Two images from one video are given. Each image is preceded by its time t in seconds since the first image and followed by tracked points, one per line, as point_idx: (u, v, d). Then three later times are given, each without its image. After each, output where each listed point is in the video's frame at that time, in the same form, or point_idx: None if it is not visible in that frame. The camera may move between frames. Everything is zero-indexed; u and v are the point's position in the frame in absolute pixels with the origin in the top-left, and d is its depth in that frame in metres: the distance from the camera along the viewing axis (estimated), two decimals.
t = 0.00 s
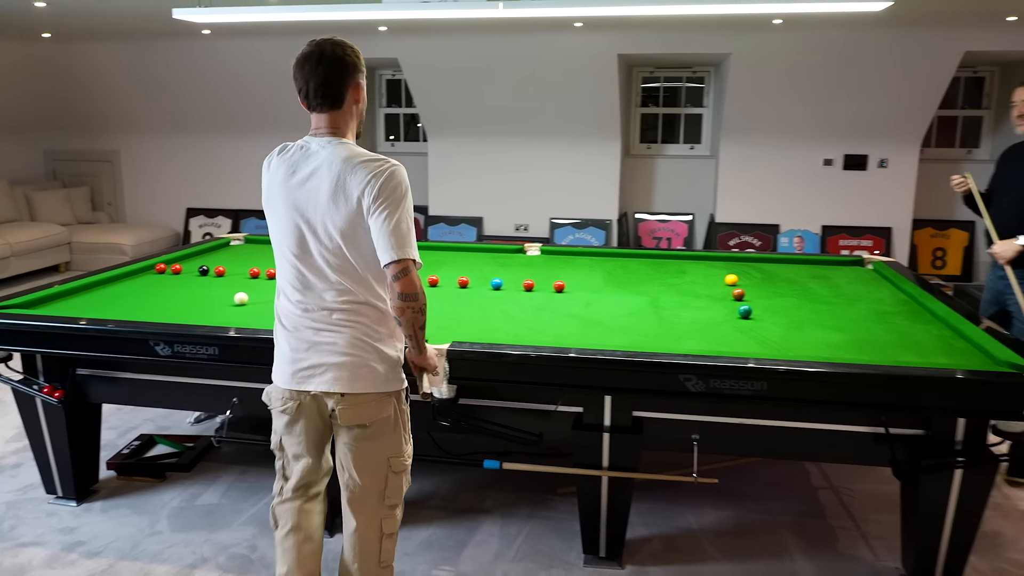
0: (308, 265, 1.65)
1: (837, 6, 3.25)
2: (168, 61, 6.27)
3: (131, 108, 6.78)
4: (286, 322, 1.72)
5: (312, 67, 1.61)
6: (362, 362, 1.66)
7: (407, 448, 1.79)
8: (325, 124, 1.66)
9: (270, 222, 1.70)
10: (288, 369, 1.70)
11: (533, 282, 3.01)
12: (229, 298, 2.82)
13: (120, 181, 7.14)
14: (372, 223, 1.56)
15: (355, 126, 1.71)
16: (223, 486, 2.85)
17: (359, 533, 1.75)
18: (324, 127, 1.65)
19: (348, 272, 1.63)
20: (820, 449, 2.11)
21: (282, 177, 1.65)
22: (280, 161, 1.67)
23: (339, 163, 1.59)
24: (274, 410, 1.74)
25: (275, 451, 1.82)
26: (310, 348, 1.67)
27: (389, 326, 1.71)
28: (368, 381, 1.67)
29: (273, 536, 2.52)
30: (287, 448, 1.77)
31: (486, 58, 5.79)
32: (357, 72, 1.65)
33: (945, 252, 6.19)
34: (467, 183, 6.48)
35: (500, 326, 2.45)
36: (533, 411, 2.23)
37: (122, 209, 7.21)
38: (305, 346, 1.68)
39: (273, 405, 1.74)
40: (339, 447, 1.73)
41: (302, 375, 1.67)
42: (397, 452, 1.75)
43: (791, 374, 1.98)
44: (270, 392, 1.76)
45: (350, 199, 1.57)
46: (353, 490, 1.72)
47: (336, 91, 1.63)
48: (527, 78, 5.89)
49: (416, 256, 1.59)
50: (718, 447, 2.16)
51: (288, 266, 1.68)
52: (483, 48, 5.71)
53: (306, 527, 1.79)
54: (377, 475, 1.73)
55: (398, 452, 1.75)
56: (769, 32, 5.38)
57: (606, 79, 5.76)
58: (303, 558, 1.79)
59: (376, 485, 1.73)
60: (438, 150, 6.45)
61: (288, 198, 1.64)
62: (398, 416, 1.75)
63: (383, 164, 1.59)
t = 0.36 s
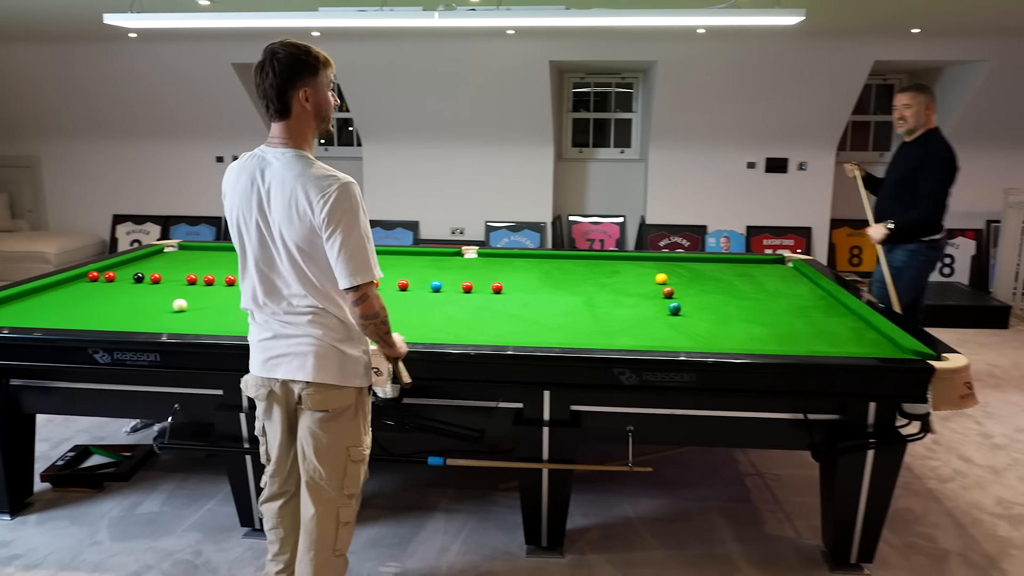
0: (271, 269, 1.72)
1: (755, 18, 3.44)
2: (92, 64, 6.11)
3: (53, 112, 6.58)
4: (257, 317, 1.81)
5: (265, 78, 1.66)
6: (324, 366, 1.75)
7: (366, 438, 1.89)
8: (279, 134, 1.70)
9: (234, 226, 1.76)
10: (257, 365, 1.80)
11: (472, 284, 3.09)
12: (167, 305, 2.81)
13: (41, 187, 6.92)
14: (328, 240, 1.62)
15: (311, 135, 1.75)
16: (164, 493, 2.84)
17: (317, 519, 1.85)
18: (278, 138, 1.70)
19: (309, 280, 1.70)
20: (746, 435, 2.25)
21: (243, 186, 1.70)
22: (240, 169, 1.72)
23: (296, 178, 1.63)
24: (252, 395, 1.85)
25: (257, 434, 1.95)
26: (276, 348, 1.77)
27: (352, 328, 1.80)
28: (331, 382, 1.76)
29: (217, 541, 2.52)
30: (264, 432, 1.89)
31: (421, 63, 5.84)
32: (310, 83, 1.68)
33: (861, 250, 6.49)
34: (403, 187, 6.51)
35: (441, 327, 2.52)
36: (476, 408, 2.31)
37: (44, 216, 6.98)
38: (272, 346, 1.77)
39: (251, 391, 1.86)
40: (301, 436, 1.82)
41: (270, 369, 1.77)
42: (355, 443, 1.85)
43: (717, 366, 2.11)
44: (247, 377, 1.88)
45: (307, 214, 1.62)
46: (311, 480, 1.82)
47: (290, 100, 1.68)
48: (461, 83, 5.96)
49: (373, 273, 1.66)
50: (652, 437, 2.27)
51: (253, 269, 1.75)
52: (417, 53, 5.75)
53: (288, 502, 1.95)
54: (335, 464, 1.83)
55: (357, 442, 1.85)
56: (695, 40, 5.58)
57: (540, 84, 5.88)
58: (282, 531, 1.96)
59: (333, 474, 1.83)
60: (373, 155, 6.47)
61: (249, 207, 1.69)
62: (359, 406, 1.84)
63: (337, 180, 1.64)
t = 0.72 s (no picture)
0: (234, 269, 1.72)
1: (704, 20, 3.53)
2: (37, 62, 5.96)
3: None
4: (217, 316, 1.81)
5: (228, 79, 1.67)
6: (293, 362, 1.77)
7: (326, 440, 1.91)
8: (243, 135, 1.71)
9: (194, 225, 1.76)
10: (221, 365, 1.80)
11: (431, 281, 3.11)
12: (123, 306, 2.78)
13: None
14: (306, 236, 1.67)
15: (274, 135, 1.77)
16: (122, 496, 2.81)
17: (275, 521, 1.87)
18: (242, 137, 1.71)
19: (276, 278, 1.72)
20: (699, 424, 2.32)
21: (208, 185, 1.70)
22: (205, 169, 1.72)
23: (268, 177, 1.66)
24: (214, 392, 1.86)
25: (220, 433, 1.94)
26: (243, 346, 1.77)
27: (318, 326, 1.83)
28: (298, 378, 1.79)
29: (178, 542, 2.52)
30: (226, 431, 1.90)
31: (376, 62, 5.83)
32: (275, 83, 1.71)
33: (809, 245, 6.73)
34: (359, 186, 6.49)
35: (401, 323, 2.55)
36: (436, 403, 2.34)
37: None
38: (238, 344, 1.78)
39: (210, 388, 1.87)
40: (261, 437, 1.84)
41: (233, 366, 1.78)
42: (315, 444, 1.87)
43: (671, 356, 2.18)
44: (208, 375, 1.88)
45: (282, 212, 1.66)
46: (269, 481, 1.84)
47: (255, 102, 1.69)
48: (417, 82, 5.97)
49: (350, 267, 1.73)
50: (609, 428, 2.34)
51: (214, 269, 1.75)
52: (372, 52, 5.74)
53: (251, 500, 1.96)
54: (294, 465, 1.85)
55: (316, 443, 1.88)
56: (647, 41, 5.67)
57: (494, 83, 5.92)
58: (245, 530, 1.97)
59: (292, 475, 1.85)
60: (328, 153, 6.43)
61: (216, 205, 1.69)
62: (319, 407, 1.87)
63: (311, 179, 1.69)
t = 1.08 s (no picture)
0: (225, 266, 1.73)
1: (694, 22, 3.56)
2: (23, 59, 5.93)
3: None
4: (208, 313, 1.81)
5: (222, 76, 1.68)
6: (286, 360, 1.79)
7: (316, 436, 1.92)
8: (237, 131, 1.73)
9: (185, 223, 1.75)
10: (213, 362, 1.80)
11: (422, 279, 3.13)
12: (113, 303, 2.78)
13: None
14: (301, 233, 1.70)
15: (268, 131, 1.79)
16: (114, 493, 2.81)
17: (268, 518, 1.87)
18: (236, 134, 1.72)
19: (270, 276, 1.73)
20: (688, 421, 2.35)
21: (202, 182, 1.70)
22: (199, 166, 1.72)
23: (264, 175, 1.68)
24: (204, 392, 1.87)
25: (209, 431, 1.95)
26: (235, 344, 1.78)
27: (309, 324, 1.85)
28: (290, 376, 1.80)
29: (172, 539, 2.52)
30: (216, 429, 1.90)
31: (365, 61, 5.83)
32: (270, 81, 1.73)
33: (796, 244, 6.81)
34: (348, 185, 6.49)
35: (394, 321, 2.56)
36: (429, 400, 2.36)
37: None
38: (230, 342, 1.78)
39: (201, 387, 1.87)
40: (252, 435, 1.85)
41: (224, 363, 1.79)
42: (306, 439, 1.89)
43: (662, 353, 2.20)
44: (200, 374, 1.89)
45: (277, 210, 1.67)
46: (262, 477, 1.85)
47: (252, 101, 1.71)
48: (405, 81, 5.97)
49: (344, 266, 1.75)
50: (600, 424, 2.36)
51: (205, 266, 1.75)
52: (360, 51, 5.74)
53: (242, 499, 1.97)
54: (286, 461, 1.86)
55: (308, 439, 1.89)
56: (636, 41, 5.70)
57: (484, 82, 5.94)
58: (237, 528, 1.98)
59: (285, 470, 1.86)
60: (317, 152, 6.43)
61: (209, 203, 1.70)
62: (309, 404, 1.88)
63: (307, 178, 1.71)
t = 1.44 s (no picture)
0: (227, 264, 1.69)
1: (696, 23, 3.57)
2: (24, 56, 5.94)
3: None
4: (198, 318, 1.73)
5: (215, 71, 1.64)
6: (286, 360, 1.76)
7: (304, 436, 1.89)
8: (227, 127, 1.70)
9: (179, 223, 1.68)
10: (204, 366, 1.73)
11: (424, 277, 3.14)
12: (115, 300, 2.79)
13: None
14: (313, 227, 1.72)
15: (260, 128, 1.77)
16: (115, 490, 2.82)
17: (263, 522, 1.84)
18: (226, 130, 1.70)
19: (277, 274, 1.71)
20: (689, 420, 2.36)
21: (206, 180, 1.66)
22: (198, 163, 1.67)
23: (274, 172, 1.68)
24: (186, 399, 1.79)
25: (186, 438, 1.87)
26: (234, 345, 1.72)
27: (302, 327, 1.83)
28: (289, 377, 1.77)
29: (172, 535, 2.53)
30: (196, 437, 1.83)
31: (366, 59, 5.84)
32: (262, 77, 1.70)
33: (795, 245, 6.83)
34: (348, 184, 6.50)
35: (396, 319, 2.57)
36: (430, 398, 2.37)
37: None
38: (225, 345, 1.72)
39: (182, 396, 1.79)
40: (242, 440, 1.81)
41: (219, 369, 1.72)
42: (296, 441, 1.86)
43: (662, 352, 2.21)
44: (180, 380, 1.80)
45: (291, 205, 1.69)
46: (255, 483, 1.81)
47: (251, 100, 1.69)
48: (406, 79, 5.98)
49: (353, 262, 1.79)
50: (601, 423, 2.38)
51: (202, 265, 1.69)
52: (361, 49, 5.75)
53: (226, 504, 1.90)
54: (279, 464, 1.83)
55: (298, 439, 1.87)
56: (637, 41, 5.71)
57: (484, 80, 5.94)
58: (222, 528, 1.91)
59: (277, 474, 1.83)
60: (318, 150, 6.43)
61: (214, 199, 1.65)
62: (299, 405, 1.85)
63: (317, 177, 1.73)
